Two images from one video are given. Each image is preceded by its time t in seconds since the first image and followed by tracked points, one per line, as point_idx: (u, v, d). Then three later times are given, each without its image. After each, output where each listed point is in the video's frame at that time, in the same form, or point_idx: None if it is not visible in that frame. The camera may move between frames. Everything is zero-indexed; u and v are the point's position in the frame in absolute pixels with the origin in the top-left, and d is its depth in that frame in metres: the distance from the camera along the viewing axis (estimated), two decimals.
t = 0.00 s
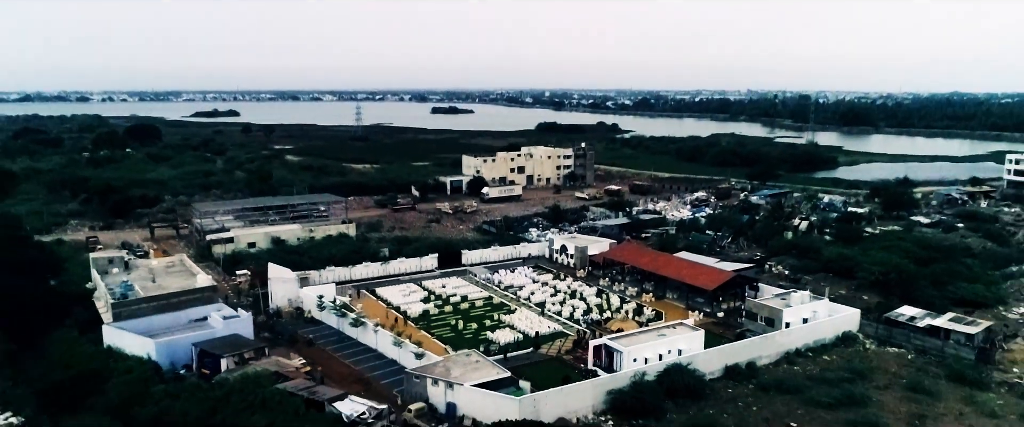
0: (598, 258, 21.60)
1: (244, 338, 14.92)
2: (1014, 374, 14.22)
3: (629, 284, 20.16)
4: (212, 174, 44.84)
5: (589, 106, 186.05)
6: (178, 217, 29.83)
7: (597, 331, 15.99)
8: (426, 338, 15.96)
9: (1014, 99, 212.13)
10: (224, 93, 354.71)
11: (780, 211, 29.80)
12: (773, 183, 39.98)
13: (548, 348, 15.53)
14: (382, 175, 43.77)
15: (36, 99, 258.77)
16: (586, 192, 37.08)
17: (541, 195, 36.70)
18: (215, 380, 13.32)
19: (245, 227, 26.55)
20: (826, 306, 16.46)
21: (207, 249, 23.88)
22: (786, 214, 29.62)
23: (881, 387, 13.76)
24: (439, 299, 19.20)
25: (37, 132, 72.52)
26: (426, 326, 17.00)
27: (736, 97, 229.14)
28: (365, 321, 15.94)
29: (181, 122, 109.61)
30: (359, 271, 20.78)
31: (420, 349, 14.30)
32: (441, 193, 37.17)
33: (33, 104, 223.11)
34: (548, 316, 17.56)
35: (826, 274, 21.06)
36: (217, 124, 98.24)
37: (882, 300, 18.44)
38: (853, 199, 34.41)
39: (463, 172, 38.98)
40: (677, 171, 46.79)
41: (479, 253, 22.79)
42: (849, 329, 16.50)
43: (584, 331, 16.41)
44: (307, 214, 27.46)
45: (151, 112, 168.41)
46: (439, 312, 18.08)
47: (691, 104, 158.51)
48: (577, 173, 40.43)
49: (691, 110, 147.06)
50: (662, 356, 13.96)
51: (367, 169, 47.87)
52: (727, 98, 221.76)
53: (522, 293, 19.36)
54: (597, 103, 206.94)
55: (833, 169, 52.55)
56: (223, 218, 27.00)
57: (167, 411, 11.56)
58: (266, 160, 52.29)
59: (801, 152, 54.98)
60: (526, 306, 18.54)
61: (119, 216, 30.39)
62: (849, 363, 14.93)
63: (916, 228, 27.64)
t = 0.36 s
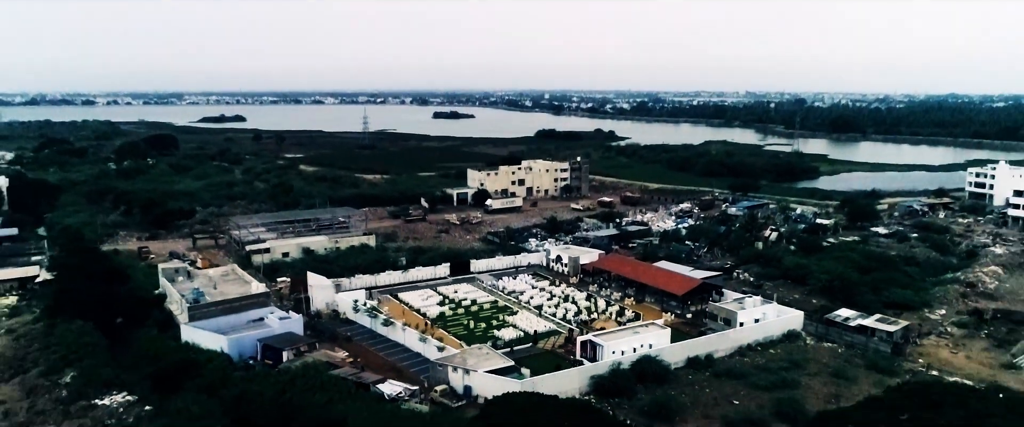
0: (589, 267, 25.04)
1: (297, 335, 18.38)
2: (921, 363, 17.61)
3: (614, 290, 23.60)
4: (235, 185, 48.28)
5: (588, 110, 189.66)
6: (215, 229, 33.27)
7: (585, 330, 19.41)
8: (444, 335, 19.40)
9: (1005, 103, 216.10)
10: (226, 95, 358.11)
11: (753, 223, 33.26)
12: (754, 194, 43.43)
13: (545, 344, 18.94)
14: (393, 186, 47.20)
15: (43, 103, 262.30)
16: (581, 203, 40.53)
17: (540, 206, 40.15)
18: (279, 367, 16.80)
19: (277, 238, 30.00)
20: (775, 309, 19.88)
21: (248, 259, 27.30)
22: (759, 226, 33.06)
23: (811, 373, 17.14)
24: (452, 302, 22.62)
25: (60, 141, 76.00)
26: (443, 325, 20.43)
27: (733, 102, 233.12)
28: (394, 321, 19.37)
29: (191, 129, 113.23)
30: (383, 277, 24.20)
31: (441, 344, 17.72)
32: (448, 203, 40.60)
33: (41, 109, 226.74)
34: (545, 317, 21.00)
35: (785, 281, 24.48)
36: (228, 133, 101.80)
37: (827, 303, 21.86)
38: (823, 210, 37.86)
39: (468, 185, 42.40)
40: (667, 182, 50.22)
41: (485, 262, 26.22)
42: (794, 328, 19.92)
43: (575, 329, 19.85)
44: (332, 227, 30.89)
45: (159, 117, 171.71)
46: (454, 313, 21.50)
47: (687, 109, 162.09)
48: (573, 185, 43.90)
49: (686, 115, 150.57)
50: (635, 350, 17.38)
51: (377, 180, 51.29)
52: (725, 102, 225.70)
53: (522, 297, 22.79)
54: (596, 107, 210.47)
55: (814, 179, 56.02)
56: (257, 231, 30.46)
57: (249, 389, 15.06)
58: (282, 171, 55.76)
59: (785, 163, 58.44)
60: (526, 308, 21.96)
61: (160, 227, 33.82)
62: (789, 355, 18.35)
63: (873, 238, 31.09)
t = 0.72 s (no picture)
0: (580, 270, 28.45)
1: (332, 330, 21.79)
2: (855, 351, 21.00)
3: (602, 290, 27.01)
4: (253, 191, 51.68)
5: (586, 109, 193.03)
6: (243, 235, 36.67)
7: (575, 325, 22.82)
8: (455, 329, 22.81)
9: (998, 103, 219.42)
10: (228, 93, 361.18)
11: (731, 229, 36.70)
12: (736, 199, 46.86)
13: (541, 337, 22.37)
14: (401, 192, 50.60)
15: (47, 102, 265.29)
16: (576, 208, 43.96)
17: (539, 211, 43.57)
18: (321, 355, 20.25)
19: (302, 243, 33.40)
20: (737, 307, 23.28)
21: (278, 262, 30.71)
22: (736, 231, 36.49)
23: (763, 361, 20.52)
24: (461, 301, 26.02)
25: (79, 146, 79.39)
26: (454, 321, 23.83)
27: (728, 101, 236.57)
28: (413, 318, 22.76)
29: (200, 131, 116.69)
30: (400, 279, 27.60)
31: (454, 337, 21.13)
32: (453, 209, 44.00)
33: (47, 108, 229.77)
34: (541, 314, 24.40)
35: (752, 281, 27.90)
36: (236, 136, 105.18)
37: (785, 302, 25.27)
38: (798, 215, 41.30)
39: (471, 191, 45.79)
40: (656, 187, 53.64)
41: (489, 265, 29.61)
42: (754, 323, 23.33)
43: (567, 324, 23.26)
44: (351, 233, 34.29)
45: (165, 117, 174.94)
46: (463, 311, 24.90)
47: (682, 109, 165.63)
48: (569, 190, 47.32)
49: (682, 115, 154.11)
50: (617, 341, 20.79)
51: (386, 186, 54.68)
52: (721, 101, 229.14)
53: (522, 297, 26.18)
54: (594, 106, 213.89)
55: (796, 183, 59.52)
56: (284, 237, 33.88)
57: (298, 373, 18.53)
58: (295, 176, 59.17)
59: (770, 167, 61.88)
60: (525, 306, 25.35)
61: (193, 233, 37.23)
62: (748, 345, 21.74)
63: (838, 242, 34.55)
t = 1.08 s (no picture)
0: (574, 255, 32.09)
1: (360, 308, 25.46)
2: (806, 326, 24.66)
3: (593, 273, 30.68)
4: (270, 178, 55.11)
5: (584, 92, 195.54)
6: (268, 222, 40.21)
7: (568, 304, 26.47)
8: (465, 307, 26.47)
9: (991, 85, 222.19)
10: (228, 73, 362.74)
11: (713, 217, 40.27)
12: (722, 187, 50.33)
13: (539, 315, 26.01)
14: (409, 179, 54.05)
15: (51, 84, 267.09)
16: (572, 196, 47.50)
17: (537, 199, 47.07)
18: (352, 329, 23.93)
19: (323, 230, 36.97)
20: (709, 288, 26.91)
21: (304, 248, 34.31)
22: (717, 218, 40.04)
23: (727, 334, 24.18)
24: (469, 283, 29.66)
25: (96, 133, 82.60)
26: (463, 301, 27.50)
27: (726, 83, 238.59)
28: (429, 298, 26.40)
29: (208, 116, 119.73)
30: (414, 263, 31.24)
31: (465, 314, 24.78)
32: (459, 196, 47.52)
33: (51, 90, 231.71)
34: (539, 294, 28.07)
35: (726, 265, 31.51)
36: (244, 121, 108.28)
37: (752, 284, 28.89)
38: (776, 203, 44.84)
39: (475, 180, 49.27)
40: (648, 175, 57.09)
41: (493, 251, 33.21)
42: (723, 302, 26.97)
43: (561, 303, 26.94)
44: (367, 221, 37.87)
45: (171, 99, 177.62)
46: (470, 292, 28.56)
47: (679, 92, 168.40)
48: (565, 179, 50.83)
49: (678, 98, 156.97)
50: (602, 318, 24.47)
51: (394, 173, 58.12)
52: (719, 84, 231.25)
53: (522, 279, 29.83)
54: (593, 87, 216.31)
55: (781, 170, 62.98)
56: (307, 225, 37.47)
57: (335, 343, 22.15)
58: (308, 163, 62.57)
59: (757, 155, 65.26)
60: (525, 287, 29.01)
61: (222, 220, 40.78)
62: (716, 321, 25.37)
63: (808, 230, 38.13)
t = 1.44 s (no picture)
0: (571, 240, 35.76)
1: (383, 287, 29.22)
2: (772, 303, 28.40)
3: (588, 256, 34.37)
4: (287, 166, 58.63)
5: (585, 74, 197.94)
6: (292, 209, 43.87)
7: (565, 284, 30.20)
8: (475, 287, 30.20)
9: (987, 68, 223.77)
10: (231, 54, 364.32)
11: (699, 205, 43.86)
12: (711, 175, 53.84)
13: (540, 293, 29.74)
14: (417, 167, 57.52)
15: (57, 66, 269.09)
16: (571, 184, 51.05)
17: (539, 186, 50.63)
18: (378, 305, 27.69)
19: (343, 217, 40.63)
20: (689, 270, 30.60)
21: (327, 233, 38.00)
22: (703, 206, 43.65)
23: (703, 310, 27.90)
24: (477, 265, 33.37)
25: (115, 120, 86.01)
26: (473, 280, 31.23)
27: (726, 67, 240.16)
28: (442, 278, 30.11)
29: (217, 101, 122.78)
30: (428, 247, 34.93)
31: (475, 292, 28.51)
32: (465, 183, 51.07)
33: (58, 73, 234.12)
34: (539, 275, 31.78)
35: (707, 249, 35.18)
36: (254, 106, 111.47)
37: (729, 266, 32.56)
38: (760, 191, 48.40)
39: (480, 169, 52.78)
40: (642, 162, 60.53)
41: (498, 236, 36.87)
42: (702, 282, 30.67)
43: (559, 283, 30.66)
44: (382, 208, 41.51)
45: (177, 83, 180.45)
46: (479, 273, 32.28)
47: (678, 76, 170.98)
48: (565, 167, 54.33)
49: (678, 82, 159.59)
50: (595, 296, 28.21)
51: (403, 161, 61.58)
52: (719, 67, 232.95)
53: (525, 261, 33.54)
54: (594, 69, 218.31)
55: (769, 158, 66.39)
56: (328, 213, 41.14)
57: (365, 317, 25.88)
58: (321, 151, 66.03)
59: (747, 143, 68.62)
60: (528, 269, 32.72)
61: (249, 206, 44.46)
62: (694, 299, 29.09)
63: (786, 217, 41.73)
